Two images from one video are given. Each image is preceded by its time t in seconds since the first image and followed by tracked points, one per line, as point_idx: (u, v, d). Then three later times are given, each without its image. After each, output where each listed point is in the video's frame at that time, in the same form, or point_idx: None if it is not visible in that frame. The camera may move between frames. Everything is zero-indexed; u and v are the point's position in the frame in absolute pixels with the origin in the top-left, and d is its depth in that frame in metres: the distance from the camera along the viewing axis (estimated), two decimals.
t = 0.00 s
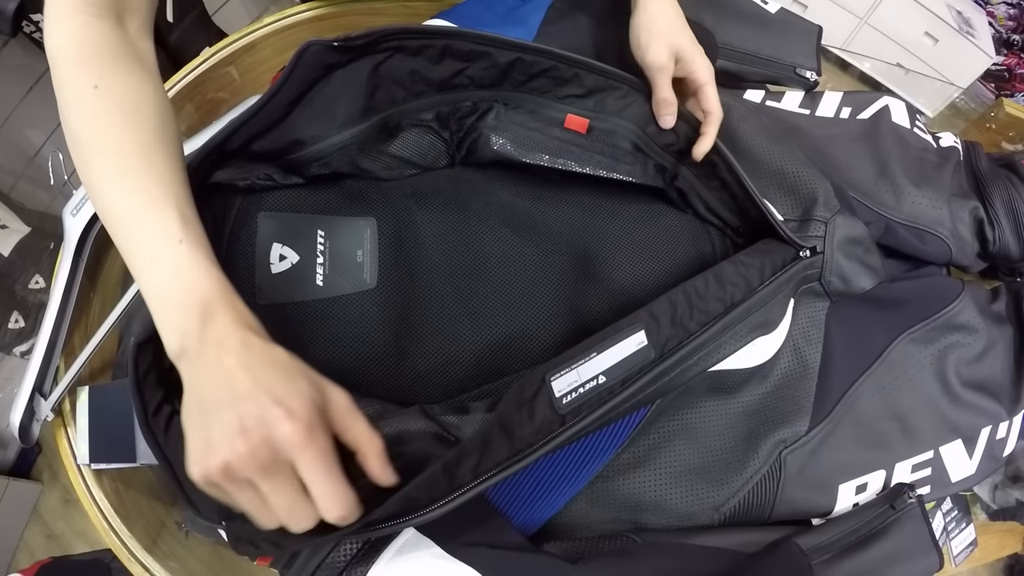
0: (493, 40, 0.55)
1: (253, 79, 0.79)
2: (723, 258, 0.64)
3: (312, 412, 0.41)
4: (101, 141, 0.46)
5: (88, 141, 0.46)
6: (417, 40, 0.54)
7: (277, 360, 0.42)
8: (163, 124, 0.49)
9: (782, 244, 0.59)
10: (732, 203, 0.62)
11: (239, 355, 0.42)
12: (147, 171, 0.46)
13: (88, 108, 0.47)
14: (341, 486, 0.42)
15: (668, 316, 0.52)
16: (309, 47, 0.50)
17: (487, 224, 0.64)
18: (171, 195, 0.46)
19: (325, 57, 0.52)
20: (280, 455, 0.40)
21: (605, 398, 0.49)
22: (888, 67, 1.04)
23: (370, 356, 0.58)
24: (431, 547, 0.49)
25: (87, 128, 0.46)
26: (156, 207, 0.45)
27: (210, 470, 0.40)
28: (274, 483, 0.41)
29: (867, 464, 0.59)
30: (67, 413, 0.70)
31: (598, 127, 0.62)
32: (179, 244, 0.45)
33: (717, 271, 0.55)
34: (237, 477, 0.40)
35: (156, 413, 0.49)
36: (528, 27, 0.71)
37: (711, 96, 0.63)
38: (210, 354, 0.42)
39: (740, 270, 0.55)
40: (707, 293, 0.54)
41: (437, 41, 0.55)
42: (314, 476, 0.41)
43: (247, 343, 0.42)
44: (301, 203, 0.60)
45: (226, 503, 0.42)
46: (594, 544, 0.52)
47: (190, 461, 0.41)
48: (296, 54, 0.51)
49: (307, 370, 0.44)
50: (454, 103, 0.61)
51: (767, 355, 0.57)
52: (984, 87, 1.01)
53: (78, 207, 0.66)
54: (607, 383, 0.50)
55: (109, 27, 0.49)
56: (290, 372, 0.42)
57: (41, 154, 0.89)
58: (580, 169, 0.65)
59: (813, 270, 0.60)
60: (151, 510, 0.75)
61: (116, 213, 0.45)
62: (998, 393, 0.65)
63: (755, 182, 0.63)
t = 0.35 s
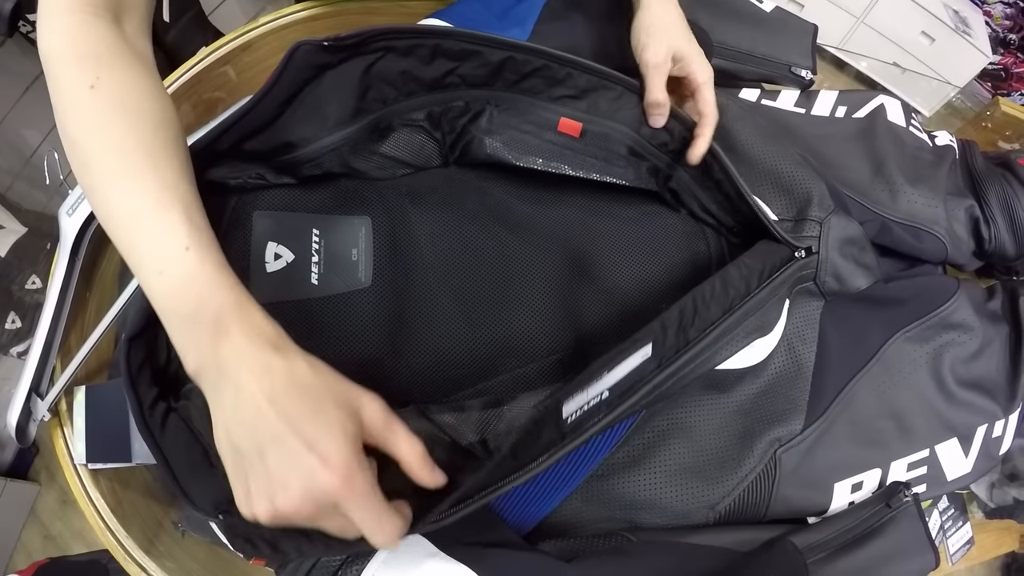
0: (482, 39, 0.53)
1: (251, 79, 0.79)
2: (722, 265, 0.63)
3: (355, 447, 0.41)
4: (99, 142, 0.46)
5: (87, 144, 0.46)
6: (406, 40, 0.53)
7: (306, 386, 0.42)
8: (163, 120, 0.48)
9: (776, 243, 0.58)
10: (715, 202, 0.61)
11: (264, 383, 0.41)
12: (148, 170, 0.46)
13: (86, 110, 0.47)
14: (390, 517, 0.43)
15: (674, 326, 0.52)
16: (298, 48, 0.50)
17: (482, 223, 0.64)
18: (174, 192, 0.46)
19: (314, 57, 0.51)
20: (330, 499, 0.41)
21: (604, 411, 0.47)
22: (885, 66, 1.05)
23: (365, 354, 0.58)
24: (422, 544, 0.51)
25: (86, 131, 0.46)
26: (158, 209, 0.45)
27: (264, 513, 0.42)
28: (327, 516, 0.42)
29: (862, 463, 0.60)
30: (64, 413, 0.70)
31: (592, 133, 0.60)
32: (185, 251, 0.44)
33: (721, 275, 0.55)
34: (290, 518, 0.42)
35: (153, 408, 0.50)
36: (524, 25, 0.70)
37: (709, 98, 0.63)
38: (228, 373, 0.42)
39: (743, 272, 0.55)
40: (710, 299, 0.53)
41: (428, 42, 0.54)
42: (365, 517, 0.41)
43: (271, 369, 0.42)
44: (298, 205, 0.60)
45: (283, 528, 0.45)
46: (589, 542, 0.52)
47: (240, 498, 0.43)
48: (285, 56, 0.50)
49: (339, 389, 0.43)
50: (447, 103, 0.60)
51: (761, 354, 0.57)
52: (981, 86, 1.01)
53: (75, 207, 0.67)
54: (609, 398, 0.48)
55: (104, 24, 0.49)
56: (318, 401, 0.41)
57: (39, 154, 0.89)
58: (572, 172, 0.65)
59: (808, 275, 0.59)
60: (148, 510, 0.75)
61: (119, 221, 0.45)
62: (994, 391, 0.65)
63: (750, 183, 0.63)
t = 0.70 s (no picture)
0: (478, 41, 0.54)
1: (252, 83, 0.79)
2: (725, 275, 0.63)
3: (348, 490, 0.41)
4: (93, 155, 0.46)
5: (83, 155, 0.47)
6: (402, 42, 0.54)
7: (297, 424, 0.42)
8: (160, 130, 0.48)
9: (774, 250, 0.58)
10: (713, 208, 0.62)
11: (253, 423, 0.41)
12: (140, 184, 0.46)
13: (81, 122, 0.47)
14: (389, 546, 0.43)
15: (677, 337, 0.53)
16: (296, 48, 0.50)
17: (483, 226, 0.65)
18: (164, 208, 0.46)
19: (312, 58, 0.52)
20: (326, 540, 0.41)
21: (607, 422, 0.49)
22: (885, 69, 1.05)
23: (365, 357, 0.58)
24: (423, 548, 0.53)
25: (81, 142, 0.47)
26: (150, 226, 0.45)
27: (263, 549, 0.42)
28: (326, 551, 0.42)
29: (863, 465, 0.60)
30: (65, 415, 0.71)
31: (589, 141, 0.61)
32: (173, 274, 0.45)
33: (722, 284, 0.55)
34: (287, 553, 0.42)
35: (157, 412, 0.50)
36: (523, 31, 0.71)
37: (719, 141, 0.52)
38: (218, 409, 0.42)
39: (743, 281, 0.55)
40: (713, 308, 0.54)
41: (423, 43, 0.54)
42: (365, 551, 0.42)
43: (260, 407, 0.42)
44: (298, 207, 0.60)
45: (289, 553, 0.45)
46: (590, 544, 0.53)
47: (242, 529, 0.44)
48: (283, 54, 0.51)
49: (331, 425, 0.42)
50: (444, 107, 0.61)
51: (763, 358, 0.57)
52: (981, 88, 1.01)
53: (76, 211, 0.67)
54: (611, 410, 0.50)
55: (105, 32, 0.49)
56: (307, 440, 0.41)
57: (40, 158, 0.90)
58: (570, 181, 0.64)
59: (806, 281, 0.59)
60: (150, 513, 0.75)
61: (112, 241, 0.46)
62: (994, 392, 0.65)
63: (750, 186, 0.63)
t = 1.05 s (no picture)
0: (476, 42, 0.54)
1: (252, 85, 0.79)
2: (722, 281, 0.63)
3: (326, 517, 0.42)
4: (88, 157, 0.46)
5: (79, 155, 0.47)
6: (402, 43, 0.54)
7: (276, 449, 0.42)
8: (157, 132, 0.48)
9: (774, 253, 0.57)
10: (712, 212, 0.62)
11: (232, 450, 0.42)
12: (134, 190, 0.46)
13: (78, 120, 0.47)
14: (379, 557, 0.44)
15: (674, 347, 0.52)
16: (294, 50, 0.51)
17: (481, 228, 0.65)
18: (153, 217, 0.46)
19: (312, 59, 0.53)
20: (309, 564, 0.42)
21: (605, 432, 0.50)
22: (884, 70, 1.05)
23: (365, 359, 0.58)
24: (423, 550, 0.53)
25: (77, 142, 0.47)
26: (139, 237, 0.45)
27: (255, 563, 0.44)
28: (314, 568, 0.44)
29: (862, 467, 0.60)
30: (64, 416, 0.71)
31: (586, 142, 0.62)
32: (157, 289, 0.45)
33: (721, 291, 0.55)
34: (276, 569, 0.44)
35: (157, 417, 0.50)
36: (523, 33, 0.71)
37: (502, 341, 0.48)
38: (200, 433, 0.43)
39: (742, 288, 0.55)
40: (712, 315, 0.54)
41: (422, 44, 0.54)
42: (351, 570, 0.44)
43: (238, 434, 0.43)
44: (297, 210, 0.60)
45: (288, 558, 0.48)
46: (589, 547, 0.53)
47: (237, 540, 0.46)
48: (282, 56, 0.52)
49: (310, 448, 0.43)
50: (442, 109, 0.61)
51: (762, 363, 0.57)
52: (981, 89, 1.02)
53: (76, 212, 0.67)
54: (607, 420, 0.50)
55: (106, 26, 0.49)
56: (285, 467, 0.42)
57: (40, 159, 0.90)
58: (568, 185, 0.65)
59: (806, 286, 0.59)
60: (149, 515, 0.75)
61: (103, 249, 0.47)
62: (993, 393, 0.65)
63: (747, 191, 0.63)
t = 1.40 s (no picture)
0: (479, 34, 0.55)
1: (253, 86, 0.79)
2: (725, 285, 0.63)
3: (330, 520, 0.42)
4: (94, 170, 0.47)
5: (85, 168, 0.47)
6: (403, 38, 0.56)
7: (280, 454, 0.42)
8: (160, 143, 0.48)
9: (777, 254, 0.58)
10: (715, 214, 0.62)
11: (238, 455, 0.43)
12: (137, 203, 0.46)
13: (82, 134, 0.47)
14: (380, 561, 0.44)
15: (675, 350, 0.52)
16: (303, 41, 0.53)
17: (482, 229, 0.64)
18: (157, 227, 0.46)
19: (318, 52, 0.54)
20: (312, 567, 0.42)
21: (606, 436, 0.50)
22: (883, 72, 1.05)
23: (367, 359, 0.58)
24: (425, 551, 0.54)
25: (82, 156, 0.47)
26: (143, 247, 0.46)
27: (259, 565, 0.45)
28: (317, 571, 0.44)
29: (863, 469, 0.60)
30: (65, 417, 0.71)
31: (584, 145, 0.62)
32: (163, 299, 0.45)
33: (722, 294, 0.55)
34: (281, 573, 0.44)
35: (160, 419, 0.50)
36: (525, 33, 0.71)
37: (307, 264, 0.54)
38: (205, 438, 0.44)
39: (744, 290, 0.55)
40: (713, 319, 0.54)
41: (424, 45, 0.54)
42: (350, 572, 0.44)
43: (242, 440, 0.43)
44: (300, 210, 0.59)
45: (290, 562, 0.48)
46: (590, 548, 0.54)
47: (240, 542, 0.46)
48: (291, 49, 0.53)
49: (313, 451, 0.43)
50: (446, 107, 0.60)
51: (764, 365, 0.57)
52: (981, 90, 1.02)
53: (77, 213, 0.67)
54: (608, 424, 0.50)
55: (108, 41, 0.49)
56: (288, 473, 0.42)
57: (41, 160, 0.89)
58: (568, 186, 0.64)
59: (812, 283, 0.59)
60: (150, 516, 0.75)
61: (110, 261, 0.47)
62: (993, 394, 0.65)
63: (749, 193, 0.63)
